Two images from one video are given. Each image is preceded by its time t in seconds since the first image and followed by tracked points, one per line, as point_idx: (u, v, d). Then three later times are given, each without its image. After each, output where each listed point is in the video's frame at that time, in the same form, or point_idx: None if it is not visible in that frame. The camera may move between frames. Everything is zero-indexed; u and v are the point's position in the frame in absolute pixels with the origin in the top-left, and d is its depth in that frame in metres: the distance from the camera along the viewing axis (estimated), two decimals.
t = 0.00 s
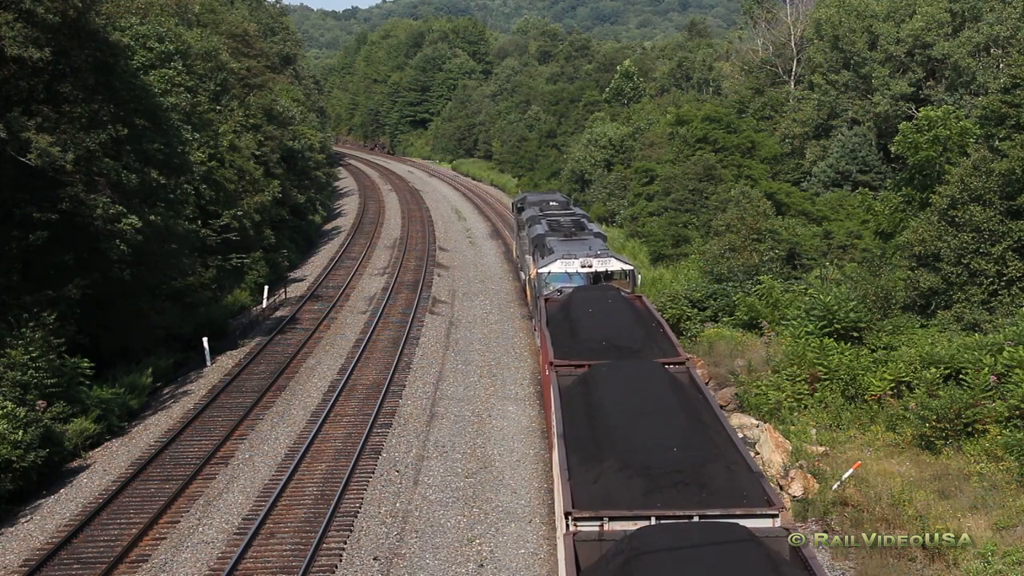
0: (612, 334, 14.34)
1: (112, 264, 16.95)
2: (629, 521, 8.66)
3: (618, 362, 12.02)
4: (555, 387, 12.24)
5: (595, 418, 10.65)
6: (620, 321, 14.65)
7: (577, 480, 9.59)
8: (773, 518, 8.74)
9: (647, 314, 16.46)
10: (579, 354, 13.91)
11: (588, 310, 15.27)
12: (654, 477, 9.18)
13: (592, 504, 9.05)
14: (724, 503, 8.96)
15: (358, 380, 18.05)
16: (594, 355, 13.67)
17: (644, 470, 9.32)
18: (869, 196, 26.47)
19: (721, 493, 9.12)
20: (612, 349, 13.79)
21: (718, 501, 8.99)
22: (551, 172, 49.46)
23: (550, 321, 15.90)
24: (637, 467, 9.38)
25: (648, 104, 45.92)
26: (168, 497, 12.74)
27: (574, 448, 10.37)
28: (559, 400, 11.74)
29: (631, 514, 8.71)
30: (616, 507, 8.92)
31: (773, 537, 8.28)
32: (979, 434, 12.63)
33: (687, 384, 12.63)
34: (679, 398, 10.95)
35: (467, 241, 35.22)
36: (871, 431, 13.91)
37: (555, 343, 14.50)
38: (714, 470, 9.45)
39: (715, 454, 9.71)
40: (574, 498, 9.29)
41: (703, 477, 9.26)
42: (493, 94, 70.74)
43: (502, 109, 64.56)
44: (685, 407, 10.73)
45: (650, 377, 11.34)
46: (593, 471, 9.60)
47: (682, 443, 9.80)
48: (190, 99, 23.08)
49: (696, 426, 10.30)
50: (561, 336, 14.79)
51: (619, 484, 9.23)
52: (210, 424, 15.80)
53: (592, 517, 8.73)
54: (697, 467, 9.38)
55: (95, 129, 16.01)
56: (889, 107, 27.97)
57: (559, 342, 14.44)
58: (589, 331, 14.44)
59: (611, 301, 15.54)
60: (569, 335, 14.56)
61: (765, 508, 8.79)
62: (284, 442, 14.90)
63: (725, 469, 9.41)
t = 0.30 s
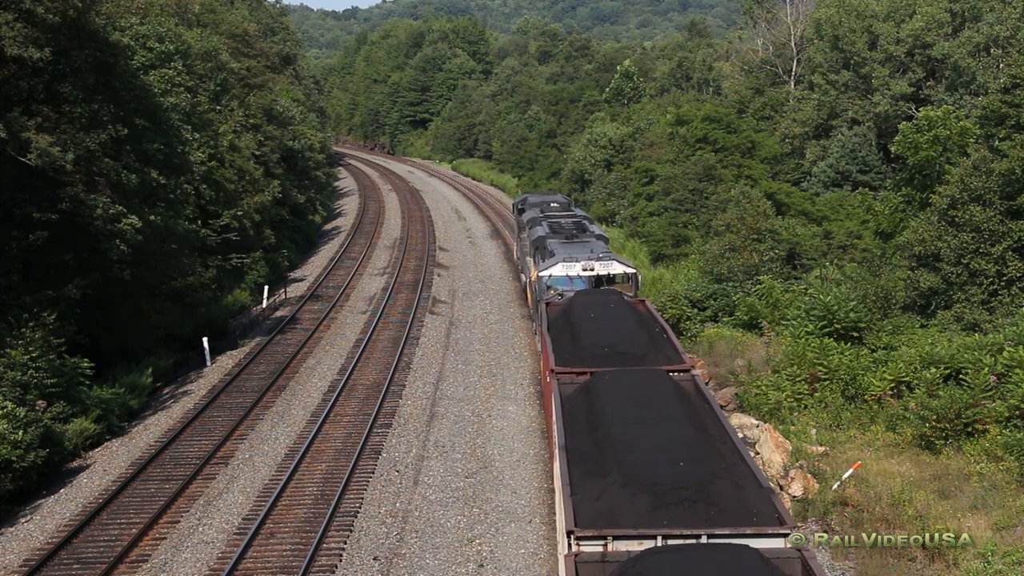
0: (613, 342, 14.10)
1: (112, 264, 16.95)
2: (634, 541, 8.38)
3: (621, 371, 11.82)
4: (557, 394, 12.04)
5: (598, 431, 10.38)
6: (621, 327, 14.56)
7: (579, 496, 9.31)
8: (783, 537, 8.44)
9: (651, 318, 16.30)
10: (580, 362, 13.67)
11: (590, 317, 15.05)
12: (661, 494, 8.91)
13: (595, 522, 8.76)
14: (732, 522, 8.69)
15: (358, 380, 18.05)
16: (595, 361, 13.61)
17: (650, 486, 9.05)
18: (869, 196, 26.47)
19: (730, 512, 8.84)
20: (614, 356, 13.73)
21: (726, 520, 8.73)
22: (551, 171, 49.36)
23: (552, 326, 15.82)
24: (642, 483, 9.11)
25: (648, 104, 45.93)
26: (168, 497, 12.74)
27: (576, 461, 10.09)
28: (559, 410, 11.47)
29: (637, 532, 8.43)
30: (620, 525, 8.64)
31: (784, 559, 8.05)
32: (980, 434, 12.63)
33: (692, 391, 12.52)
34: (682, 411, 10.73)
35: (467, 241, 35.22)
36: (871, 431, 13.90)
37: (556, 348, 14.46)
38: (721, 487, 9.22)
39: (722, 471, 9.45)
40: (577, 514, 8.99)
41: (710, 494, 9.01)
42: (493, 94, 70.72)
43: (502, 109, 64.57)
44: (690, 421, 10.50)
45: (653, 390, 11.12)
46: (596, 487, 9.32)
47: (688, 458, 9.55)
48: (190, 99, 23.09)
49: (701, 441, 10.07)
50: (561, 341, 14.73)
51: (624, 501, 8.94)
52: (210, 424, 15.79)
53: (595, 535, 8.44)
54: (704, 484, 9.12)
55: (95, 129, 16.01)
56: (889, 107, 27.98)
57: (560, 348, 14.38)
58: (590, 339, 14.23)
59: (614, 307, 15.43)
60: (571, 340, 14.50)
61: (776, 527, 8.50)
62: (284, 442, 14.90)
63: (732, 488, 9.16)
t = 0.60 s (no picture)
0: (615, 349, 13.98)
1: (112, 264, 16.94)
2: (639, 562, 7.97)
3: (626, 381, 11.53)
4: (559, 404, 11.81)
5: (601, 444, 10.01)
6: (624, 334, 14.44)
7: (581, 513, 8.94)
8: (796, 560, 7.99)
9: (654, 324, 16.14)
10: (581, 370, 13.55)
11: (592, 323, 14.91)
12: (665, 511, 8.52)
13: (598, 541, 8.37)
14: (742, 541, 8.25)
15: (358, 380, 18.05)
16: (597, 369, 13.50)
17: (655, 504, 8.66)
18: (869, 196, 26.47)
19: (739, 530, 8.41)
20: (616, 364, 13.62)
21: (735, 538, 8.30)
22: (551, 171, 49.28)
23: (554, 332, 15.69)
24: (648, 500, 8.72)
25: (648, 104, 45.94)
26: (168, 497, 12.75)
27: (579, 477, 9.72)
28: (562, 423, 11.16)
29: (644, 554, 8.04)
30: (624, 544, 8.24)
31: None
32: (979, 434, 12.63)
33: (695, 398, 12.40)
34: (689, 424, 10.34)
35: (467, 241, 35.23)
36: (871, 431, 13.91)
37: (557, 355, 14.35)
38: (730, 504, 8.80)
39: (731, 488, 9.04)
40: (578, 533, 8.62)
41: (718, 512, 8.60)
42: (493, 94, 70.73)
43: (502, 109, 64.56)
44: (698, 434, 10.11)
45: (659, 401, 10.76)
46: (599, 504, 8.95)
47: (696, 475, 9.15)
48: (190, 99, 23.09)
49: (709, 455, 9.66)
50: (563, 348, 14.62)
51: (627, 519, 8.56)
52: (210, 424, 15.79)
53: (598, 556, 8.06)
54: (713, 502, 8.71)
55: (95, 129, 16.01)
56: (889, 107, 27.98)
57: (562, 355, 14.26)
58: (592, 346, 14.09)
59: (617, 313, 15.30)
60: (573, 347, 14.37)
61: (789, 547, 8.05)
62: (284, 442, 14.90)
63: (743, 505, 8.74)
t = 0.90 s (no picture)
0: (618, 355, 13.89)
1: (112, 264, 16.91)
2: None
3: (630, 391, 11.41)
4: (561, 414, 11.71)
5: (604, 458, 9.90)
6: (627, 342, 14.31)
7: (585, 532, 8.86)
8: None
9: (658, 329, 16.05)
10: (583, 377, 13.38)
11: (594, 329, 14.90)
12: (672, 532, 8.45)
13: (603, 564, 8.30)
14: (750, 565, 8.17)
15: (358, 380, 18.06)
16: (600, 377, 13.32)
17: (662, 525, 8.56)
18: (869, 196, 26.47)
19: (748, 552, 8.34)
20: (619, 371, 13.44)
21: (744, 560, 8.23)
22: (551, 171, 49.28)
23: (556, 339, 15.60)
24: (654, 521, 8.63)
25: (649, 104, 45.94)
26: (168, 497, 12.75)
27: (582, 492, 9.63)
28: (564, 434, 11.04)
29: None
30: (630, 568, 8.17)
31: None
32: (979, 434, 12.62)
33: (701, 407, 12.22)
34: (695, 436, 10.24)
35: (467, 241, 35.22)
36: (871, 431, 13.91)
37: (560, 362, 14.21)
38: (738, 523, 8.72)
39: (739, 507, 8.95)
40: (583, 554, 8.54)
41: (726, 532, 8.52)
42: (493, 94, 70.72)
43: (502, 109, 64.56)
44: (705, 448, 9.99)
45: (664, 412, 10.64)
46: (603, 523, 8.86)
47: (702, 492, 9.05)
48: (190, 99, 23.08)
49: (715, 470, 9.58)
50: (566, 355, 14.49)
51: (633, 540, 8.47)
52: (210, 424, 15.79)
53: None
54: (720, 522, 8.62)
55: (95, 129, 16.00)
56: (889, 107, 27.99)
57: (564, 363, 14.11)
58: (594, 351, 14.02)
59: (620, 321, 15.22)
60: (575, 355, 14.23)
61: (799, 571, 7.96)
62: (284, 442, 14.91)
63: (751, 525, 8.65)
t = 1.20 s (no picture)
0: (621, 362, 13.82)
1: (112, 264, 16.91)
2: None
3: (634, 404, 11.22)
4: (563, 428, 11.57)
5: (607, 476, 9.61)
6: (630, 348, 14.23)
7: (587, 552, 8.54)
8: None
9: (661, 335, 15.97)
10: (586, 386, 13.32)
11: (597, 335, 14.81)
12: (677, 550, 8.03)
13: None
14: None
15: (358, 380, 18.06)
16: (603, 386, 13.27)
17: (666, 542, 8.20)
18: (869, 196, 26.47)
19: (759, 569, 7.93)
20: (622, 379, 13.38)
21: None
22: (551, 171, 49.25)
23: (558, 345, 15.53)
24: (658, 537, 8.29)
25: (649, 104, 45.96)
26: (168, 497, 12.75)
27: (584, 511, 9.34)
28: (567, 449, 10.86)
29: None
30: None
31: None
32: (979, 434, 12.61)
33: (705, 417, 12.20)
34: (703, 453, 9.88)
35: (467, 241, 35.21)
36: (871, 431, 13.91)
37: (562, 370, 14.13)
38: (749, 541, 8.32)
39: (749, 524, 8.57)
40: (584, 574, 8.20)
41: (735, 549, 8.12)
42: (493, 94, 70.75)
43: (502, 109, 64.58)
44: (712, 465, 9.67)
45: (669, 426, 10.39)
46: (606, 542, 8.54)
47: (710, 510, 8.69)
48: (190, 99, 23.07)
49: (724, 488, 9.17)
50: (568, 363, 14.41)
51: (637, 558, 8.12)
52: (210, 424, 15.79)
53: None
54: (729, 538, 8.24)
55: (95, 129, 16.00)
56: (889, 107, 27.99)
57: (567, 370, 14.04)
58: (597, 358, 13.93)
59: (622, 326, 15.14)
60: (578, 363, 14.15)
61: None
62: (284, 442, 14.91)
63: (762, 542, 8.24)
